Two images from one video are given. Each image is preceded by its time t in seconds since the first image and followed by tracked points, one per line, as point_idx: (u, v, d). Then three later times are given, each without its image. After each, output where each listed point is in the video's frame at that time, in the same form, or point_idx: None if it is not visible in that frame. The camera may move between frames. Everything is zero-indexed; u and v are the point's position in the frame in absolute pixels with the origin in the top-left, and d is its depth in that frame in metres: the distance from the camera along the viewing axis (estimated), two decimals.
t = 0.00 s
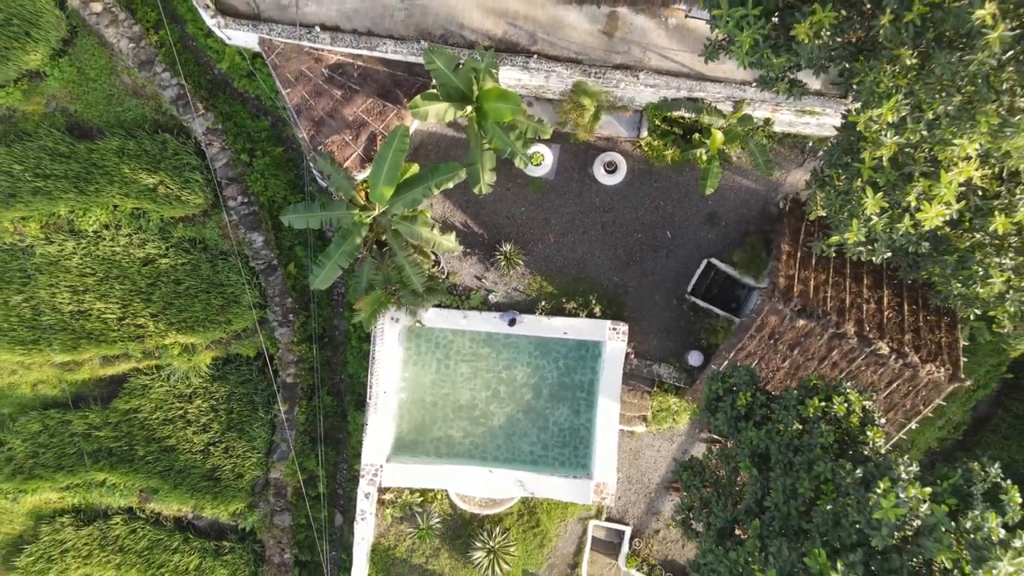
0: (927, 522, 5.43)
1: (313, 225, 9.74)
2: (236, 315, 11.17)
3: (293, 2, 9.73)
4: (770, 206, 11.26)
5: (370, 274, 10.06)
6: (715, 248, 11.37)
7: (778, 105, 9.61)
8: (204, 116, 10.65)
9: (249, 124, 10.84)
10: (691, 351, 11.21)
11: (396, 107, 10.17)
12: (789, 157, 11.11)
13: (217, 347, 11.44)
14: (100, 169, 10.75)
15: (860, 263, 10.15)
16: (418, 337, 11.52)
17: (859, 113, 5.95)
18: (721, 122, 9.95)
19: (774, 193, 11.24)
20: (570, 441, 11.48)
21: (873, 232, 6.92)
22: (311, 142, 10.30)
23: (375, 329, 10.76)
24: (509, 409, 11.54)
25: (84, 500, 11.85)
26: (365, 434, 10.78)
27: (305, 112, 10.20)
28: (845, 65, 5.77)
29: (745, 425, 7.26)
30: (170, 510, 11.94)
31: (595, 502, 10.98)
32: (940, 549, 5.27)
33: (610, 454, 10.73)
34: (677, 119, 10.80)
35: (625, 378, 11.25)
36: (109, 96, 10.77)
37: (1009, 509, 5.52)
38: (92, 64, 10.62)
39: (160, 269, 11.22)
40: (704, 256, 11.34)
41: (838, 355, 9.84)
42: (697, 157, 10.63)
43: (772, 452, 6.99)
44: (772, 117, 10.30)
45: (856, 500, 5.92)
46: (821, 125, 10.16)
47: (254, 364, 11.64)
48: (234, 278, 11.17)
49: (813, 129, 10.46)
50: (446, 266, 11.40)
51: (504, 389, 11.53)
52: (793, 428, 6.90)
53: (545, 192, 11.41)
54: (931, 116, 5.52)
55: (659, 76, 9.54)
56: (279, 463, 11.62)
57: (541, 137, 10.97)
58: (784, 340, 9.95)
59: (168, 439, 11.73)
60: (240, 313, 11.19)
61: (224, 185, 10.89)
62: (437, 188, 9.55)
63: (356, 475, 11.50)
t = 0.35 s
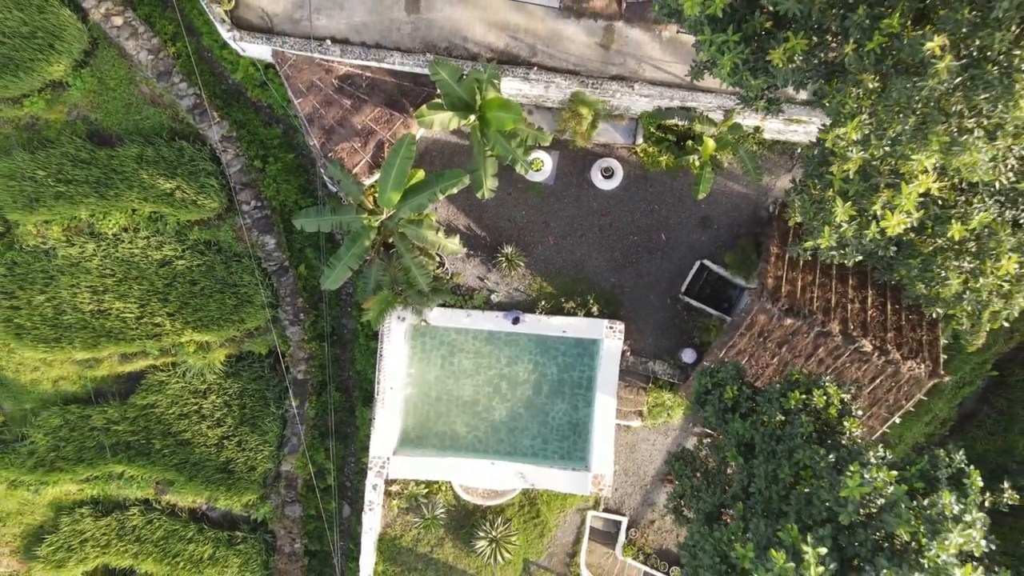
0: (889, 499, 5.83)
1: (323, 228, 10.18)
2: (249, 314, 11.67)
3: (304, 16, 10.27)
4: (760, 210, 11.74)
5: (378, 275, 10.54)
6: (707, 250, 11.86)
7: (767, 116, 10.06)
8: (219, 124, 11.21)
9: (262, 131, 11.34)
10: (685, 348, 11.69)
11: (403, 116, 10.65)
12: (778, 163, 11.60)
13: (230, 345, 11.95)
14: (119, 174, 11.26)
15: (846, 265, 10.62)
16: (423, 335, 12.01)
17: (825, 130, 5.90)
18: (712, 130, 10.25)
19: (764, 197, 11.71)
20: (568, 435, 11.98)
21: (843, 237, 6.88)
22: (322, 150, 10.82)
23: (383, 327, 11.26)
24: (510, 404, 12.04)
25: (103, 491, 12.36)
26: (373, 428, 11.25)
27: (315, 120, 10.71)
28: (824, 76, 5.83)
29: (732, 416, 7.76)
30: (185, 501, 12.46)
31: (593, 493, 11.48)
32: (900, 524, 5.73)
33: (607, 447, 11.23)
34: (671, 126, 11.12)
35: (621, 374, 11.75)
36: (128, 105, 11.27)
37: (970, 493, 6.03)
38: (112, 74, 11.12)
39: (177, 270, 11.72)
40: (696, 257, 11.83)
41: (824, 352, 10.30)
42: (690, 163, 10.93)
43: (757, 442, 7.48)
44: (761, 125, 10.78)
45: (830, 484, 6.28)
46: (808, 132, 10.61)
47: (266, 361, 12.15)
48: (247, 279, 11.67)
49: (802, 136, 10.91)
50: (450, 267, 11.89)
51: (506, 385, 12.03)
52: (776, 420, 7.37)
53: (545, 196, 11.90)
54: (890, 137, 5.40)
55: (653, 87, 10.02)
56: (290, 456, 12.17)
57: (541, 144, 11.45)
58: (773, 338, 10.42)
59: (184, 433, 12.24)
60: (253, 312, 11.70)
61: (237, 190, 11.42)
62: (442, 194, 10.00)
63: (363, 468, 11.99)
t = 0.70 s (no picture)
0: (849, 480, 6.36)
1: (332, 231, 10.74)
2: (260, 313, 12.25)
3: (314, 30, 10.88)
4: (747, 213, 12.29)
5: (383, 276, 11.12)
6: (697, 252, 12.41)
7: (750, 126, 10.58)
8: (233, 132, 11.77)
9: (273, 139, 11.93)
10: (675, 345, 12.27)
11: (407, 125, 11.24)
12: (764, 168, 12.18)
13: (242, 342, 12.52)
14: (137, 180, 11.83)
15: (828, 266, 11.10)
16: (426, 333, 12.58)
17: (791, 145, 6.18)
18: (700, 138, 10.65)
19: (751, 201, 12.26)
20: (564, 428, 12.54)
21: (809, 242, 6.90)
22: (331, 157, 11.41)
23: (387, 325, 11.83)
24: (509, 398, 12.62)
25: (120, 482, 12.94)
26: (378, 421, 11.84)
27: (324, 129, 11.28)
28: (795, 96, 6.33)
29: (714, 407, 8.34)
30: (198, 492, 13.03)
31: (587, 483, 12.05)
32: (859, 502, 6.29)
33: (601, 439, 11.80)
34: (661, 134, 11.94)
35: (615, 370, 12.32)
36: (145, 113, 11.88)
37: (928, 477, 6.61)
38: (131, 85, 11.74)
39: (191, 271, 12.31)
40: (687, 259, 12.39)
41: (806, 348, 10.82)
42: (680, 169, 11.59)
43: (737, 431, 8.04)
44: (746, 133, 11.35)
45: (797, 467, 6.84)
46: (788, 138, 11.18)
47: (276, 357, 12.73)
48: (258, 279, 12.25)
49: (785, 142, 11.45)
50: (451, 268, 12.46)
51: (505, 380, 12.61)
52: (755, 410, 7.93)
53: (542, 200, 12.48)
54: (848, 152, 5.77)
55: (644, 98, 10.55)
56: (299, 449, 12.69)
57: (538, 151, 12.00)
58: (758, 335, 10.94)
59: (197, 427, 12.81)
60: (264, 311, 12.28)
61: (250, 195, 11.97)
62: (445, 199, 10.53)
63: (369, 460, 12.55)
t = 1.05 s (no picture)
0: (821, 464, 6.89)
1: (339, 233, 11.28)
2: (269, 311, 12.77)
3: (322, 41, 11.41)
4: (736, 215, 12.80)
5: (388, 276, 11.67)
6: (688, 252, 12.92)
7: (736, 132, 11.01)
8: (244, 138, 12.33)
9: (282, 145, 12.45)
10: (667, 342, 12.79)
11: (410, 131, 11.73)
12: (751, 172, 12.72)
13: (252, 339, 13.06)
14: (151, 184, 12.36)
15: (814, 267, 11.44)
16: (428, 331, 13.11)
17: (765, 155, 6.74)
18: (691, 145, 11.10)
19: (740, 204, 12.77)
20: (561, 422, 13.06)
21: (783, 245, 7.29)
22: (338, 162, 11.93)
23: (391, 323, 12.35)
24: (508, 393, 13.15)
25: (134, 474, 13.47)
26: (383, 414, 12.36)
27: (331, 136, 11.80)
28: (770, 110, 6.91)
29: (700, 398, 8.87)
30: (209, 483, 13.58)
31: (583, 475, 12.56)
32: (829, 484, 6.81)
33: (596, 432, 12.31)
34: (654, 140, 12.31)
35: (609, 366, 12.85)
36: (160, 120, 12.42)
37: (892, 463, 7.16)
38: (146, 93, 12.28)
39: (203, 271, 12.84)
40: (678, 259, 12.90)
41: (792, 345, 11.08)
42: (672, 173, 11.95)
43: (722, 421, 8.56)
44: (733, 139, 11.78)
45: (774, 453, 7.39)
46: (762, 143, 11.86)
47: (285, 354, 13.27)
48: (268, 279, 12.78)
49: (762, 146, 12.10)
50: (453, 268, 12.97)
51: (504, 376, 13.13)
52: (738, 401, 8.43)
53: (539, 203, 13.01)
54: (816, 162, 6.31)
55: (637, 105, 11.05)
56: (306, 441, 13.24)
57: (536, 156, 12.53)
58: (746, 332, 11.21)
59: (209, 420, 13.34)
60: (273, 309, 12.80)
61: (260, 198, 12.53)
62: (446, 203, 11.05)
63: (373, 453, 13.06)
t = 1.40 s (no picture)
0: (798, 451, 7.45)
1: (347, 234, 11.82)
2: (279, 310, 13.33)
3: (330, 52, 11.96)
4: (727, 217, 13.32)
5: (393, 276, 12.22)
6: (681, 253, 13.45)
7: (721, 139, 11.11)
8: (256, 144, 12.90)
9: (291, 150, 12.99)
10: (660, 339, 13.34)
11: (414, 138, 12.17)
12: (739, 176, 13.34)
13: (263, 337, 13.62)
14: (167, 188, 12.92)
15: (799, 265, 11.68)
16: (431, 328, 13.67)
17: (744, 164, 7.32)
18: (682, 150, 11.59)
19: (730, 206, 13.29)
20: (559, 416, 13.61)
21: (763, 247, 7.86)
22: (345, 167, 12.46)
23: (396, 321, 12.88)
24: (508, 388, 13.70)
25: (149, 466, 14.02)
26: (388, 409, 12.89)
27: (339, 142, 12.33)
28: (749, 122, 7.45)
29: (689, 391, 9.42)
30: (220, 475, 14.13)
31: (580, 466, 13.09)
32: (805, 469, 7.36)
33: (593, 426, 12.83)
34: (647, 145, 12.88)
35: (604, 362, 13.40)
36: (175, 127, 12.99)
37: (863, 449, 7.73)
38: (162, 101, 12.84)
39: (216, 271, 13.40)
40: (671, 259, 13.42)
41: (779, 343, 11.20)
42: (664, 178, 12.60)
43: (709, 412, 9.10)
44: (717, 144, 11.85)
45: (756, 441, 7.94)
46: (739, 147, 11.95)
47: (294, 351, 13.83)
48: (278, 279, 13.35)
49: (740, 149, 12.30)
50: (455, 268, 13.52)
51: (504, 372, 13.68)
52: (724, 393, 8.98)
53: (538, 206, 13.56)
54: (791, 172, 6.86)
55: (630, 113, 11.55)
56: (314, 434, 13.79)
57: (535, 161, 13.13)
58: (735, 329, 11.40)
59: (220, 414, 13.90)
60: (283, 308, 13.36)
61: (271, 202, 13.10)
62: (449, 206, 11.56)
63: (378, 446, 13.58)
